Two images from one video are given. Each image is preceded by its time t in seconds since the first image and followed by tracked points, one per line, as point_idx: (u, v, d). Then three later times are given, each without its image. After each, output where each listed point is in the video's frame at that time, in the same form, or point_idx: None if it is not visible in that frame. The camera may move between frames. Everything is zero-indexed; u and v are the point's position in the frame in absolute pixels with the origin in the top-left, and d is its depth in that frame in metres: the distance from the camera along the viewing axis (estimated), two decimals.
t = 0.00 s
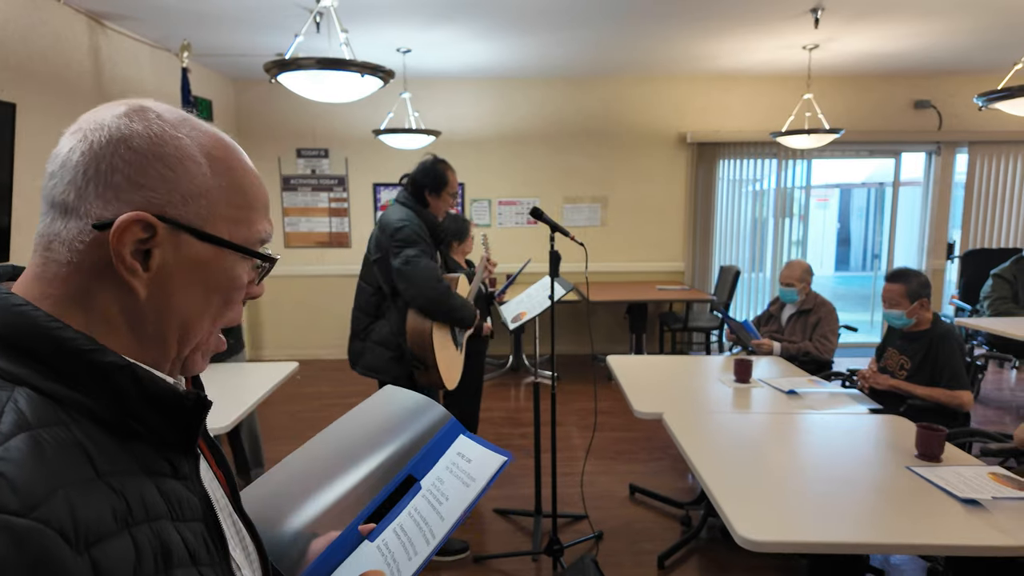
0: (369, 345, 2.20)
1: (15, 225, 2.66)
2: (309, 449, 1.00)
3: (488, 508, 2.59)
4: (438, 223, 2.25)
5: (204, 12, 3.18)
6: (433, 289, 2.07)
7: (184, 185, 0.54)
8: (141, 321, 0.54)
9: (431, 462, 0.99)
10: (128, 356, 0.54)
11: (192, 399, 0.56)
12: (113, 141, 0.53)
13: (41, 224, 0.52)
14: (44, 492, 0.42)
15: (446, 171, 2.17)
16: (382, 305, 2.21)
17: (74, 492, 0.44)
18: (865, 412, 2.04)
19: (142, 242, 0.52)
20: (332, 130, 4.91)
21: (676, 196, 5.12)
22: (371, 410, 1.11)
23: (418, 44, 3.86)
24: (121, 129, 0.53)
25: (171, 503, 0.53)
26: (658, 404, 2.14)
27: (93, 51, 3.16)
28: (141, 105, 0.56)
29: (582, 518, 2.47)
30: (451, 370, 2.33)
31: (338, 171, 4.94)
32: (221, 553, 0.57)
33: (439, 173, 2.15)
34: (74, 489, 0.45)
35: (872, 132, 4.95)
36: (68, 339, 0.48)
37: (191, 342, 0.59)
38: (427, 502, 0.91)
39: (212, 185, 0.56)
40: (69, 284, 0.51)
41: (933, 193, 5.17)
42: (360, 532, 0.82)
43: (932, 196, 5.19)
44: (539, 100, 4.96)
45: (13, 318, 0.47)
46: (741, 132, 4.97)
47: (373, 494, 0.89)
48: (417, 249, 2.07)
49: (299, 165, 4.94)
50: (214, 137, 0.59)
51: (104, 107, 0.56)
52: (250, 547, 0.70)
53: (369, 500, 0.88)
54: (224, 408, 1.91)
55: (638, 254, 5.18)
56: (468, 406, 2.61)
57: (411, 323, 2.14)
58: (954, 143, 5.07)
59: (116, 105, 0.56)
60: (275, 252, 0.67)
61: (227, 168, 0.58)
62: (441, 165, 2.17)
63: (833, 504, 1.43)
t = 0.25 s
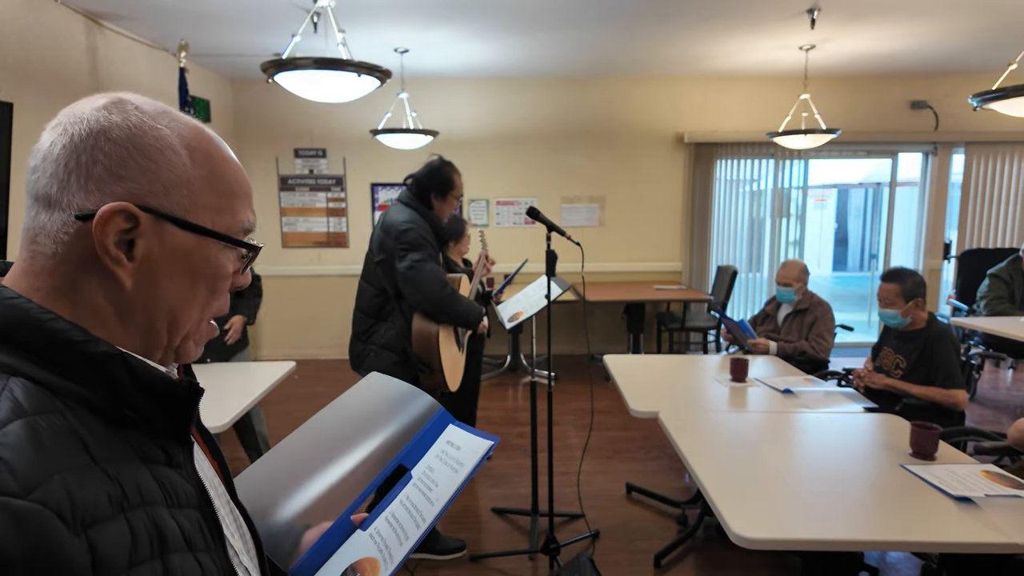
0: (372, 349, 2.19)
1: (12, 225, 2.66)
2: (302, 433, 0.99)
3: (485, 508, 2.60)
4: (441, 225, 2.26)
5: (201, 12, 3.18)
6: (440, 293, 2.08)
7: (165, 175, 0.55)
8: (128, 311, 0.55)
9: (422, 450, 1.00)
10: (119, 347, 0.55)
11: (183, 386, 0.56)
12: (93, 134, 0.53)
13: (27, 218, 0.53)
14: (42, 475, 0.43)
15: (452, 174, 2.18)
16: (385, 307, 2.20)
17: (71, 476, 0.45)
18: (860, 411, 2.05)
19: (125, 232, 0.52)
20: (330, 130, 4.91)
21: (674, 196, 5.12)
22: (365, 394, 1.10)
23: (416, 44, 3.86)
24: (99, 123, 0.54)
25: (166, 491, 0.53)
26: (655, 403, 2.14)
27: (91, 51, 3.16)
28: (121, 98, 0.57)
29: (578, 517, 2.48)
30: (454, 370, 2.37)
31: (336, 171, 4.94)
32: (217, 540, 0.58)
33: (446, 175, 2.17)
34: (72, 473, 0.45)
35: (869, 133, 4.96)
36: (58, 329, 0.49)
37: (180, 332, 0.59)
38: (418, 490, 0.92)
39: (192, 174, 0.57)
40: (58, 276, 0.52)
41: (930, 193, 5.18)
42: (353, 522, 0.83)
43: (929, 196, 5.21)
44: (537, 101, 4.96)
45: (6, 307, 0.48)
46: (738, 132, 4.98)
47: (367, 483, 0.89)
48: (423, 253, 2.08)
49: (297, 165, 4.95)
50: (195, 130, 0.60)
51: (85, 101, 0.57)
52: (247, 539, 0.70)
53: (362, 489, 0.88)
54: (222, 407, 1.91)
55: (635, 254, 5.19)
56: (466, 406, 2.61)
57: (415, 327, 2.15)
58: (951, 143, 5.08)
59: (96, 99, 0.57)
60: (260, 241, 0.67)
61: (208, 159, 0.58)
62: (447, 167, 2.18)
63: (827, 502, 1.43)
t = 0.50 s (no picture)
0: (371, 349, 2.19)
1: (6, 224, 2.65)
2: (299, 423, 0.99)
3: (481, 506, 2.60)
4: (440, 225, 2.27)
5: (197, 11, 3.17)
6: (442, 295, 2.09)
7: (154, 161, 0.55)
8: (120, 299, 0.55)
9: (419, 437, 0.99)
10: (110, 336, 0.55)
11: (175, 374, 0.56)
12: (84, 124, 0.54)
13: (22, 208, 0.53)
14: (32, 463, 0.43)
15: (451, 175, 2.19)
16: (384, 307, 2.20)
17: (63, 463, 0.45)
18: (854, 409, 2.06)
19: (118, 217, 0.53)
20: (326, 130, 4.91)
21: (670, 195, 5.14)
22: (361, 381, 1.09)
23: (412, 44, 3.86)
24: (89, 113, 0.54)
25: (161, 479, 0.53)
26: (650, 402, 2.15)
27: (85, 50, 3.15)
28: (110, 91, 0.58)
29: (574, 516, 2.48)
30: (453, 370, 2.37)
31: (332, 171, 4.93)
32: (214, 527, 0.58)
33: (445, 176, 2.17)
34: (64, 461, 0.45)
35: (864, 133, 4.98)
36: (49, 320, 0.49)
37: (173, 320, 0.59)
38: (414, 478, 0.91)
39: (181, 160, 0.57)
40: (52, 265, 0.52)
41: (924, 192, 5.21)
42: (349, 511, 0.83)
43: (923, 195, 5.23)
44: (533, 100, 4.97)
45: None
46: (733, 132, 5.00)
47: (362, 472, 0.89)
48: (423, 255, 2.09)
49: (293, 165, 4.94)
50: (183, 120, 0.60)
51: (76, 94, 0.57)
52: (243, 529, 0.71)
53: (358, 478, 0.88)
54: (218, 406, 1.91)
55: (631, 254, 5.20)
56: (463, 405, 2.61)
57: (416, 329, 2.15)
58: (945, 143, 5.11)
59: (87, 92, 0.57)
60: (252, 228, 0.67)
61: (196, 147, 0.59)
62: (445, 168, 2.18)
63: (822, 499, 1.45)
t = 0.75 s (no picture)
0: (365, 349, 2.18)
1: None
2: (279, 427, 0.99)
3: (474, 506, 2.60)
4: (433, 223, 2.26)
5: (187, 10, 3.16)
6: (435, 292, 2.09)
7: (149, 160, 0.55)
8: (111, 298, 0.54)
9: (400, 436, 1.00)
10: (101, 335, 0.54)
11: (165, 373, 0.56)
12: (80, 125, 0.54)
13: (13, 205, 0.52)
14: (22, 454, 0.43)
15: (444, 173, 2.17)
16: (378, 306, 2.19)
17: (53, 457, 0.45)
18: (844, 407, 2.07)
19: (111, 217, 0.52)
20: (319, 129, 4.89)
21: (662, 195, 5.15)
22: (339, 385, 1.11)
23: (404, 43, 3.85)
24: (87, 113, 0.54)
25: (147, 477, 0.53)
26: (642, 400, 2.15)
27: (75, 48, 3.13)
28: (108, 92, 0.58)
29: (567, 515, 2.48)
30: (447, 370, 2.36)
31: (324, 170, 4.92)
32: (198, 527, 0.58)
33: (438, 174, 2.16)
34: (54, 455, 0.45)
35: (855, 132, 5.01)
36: (41, 317, 0.48)
37: (162, 319, 0.59)
38: (394, 476, 0.91)
39: (177, 163, 0.57)
40: (44, 261, 0.51)
41: (915, 192, 5.25)
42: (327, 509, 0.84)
43: (914, 195, 5.27)
44: (526, 100, 4.97)
45: None
46: (725, 132, 5.02)
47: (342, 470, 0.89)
48: (415, 253, 2.09)
49: (285, 164, 4.92)
50: (180, 126, 0.59)
51: (73, 95, 0.57)
52: (226, 530, 0.71)
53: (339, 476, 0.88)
54: (209, 405, 1.91)
55: (624, 253, 5.21)
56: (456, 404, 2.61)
57: (410, 328, 2.14)
58: (935, 143, 5.15)
59: (86, 93, 0.57)
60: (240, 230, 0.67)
61: (191, 149, 0.58)
62: (437, 166, 2.17)
63: (813, 496, 1.45)
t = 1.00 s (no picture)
0: (355, 349, 2.17)
1: None
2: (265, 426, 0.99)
3: (465, 505, 2.60)
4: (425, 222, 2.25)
5: (175, 8, 3.13)
6: (427, 292, 2.10)
7: (127, 156, 0.55)
8: (87, 293, 0.54)
9: (388, 433, 1.01)
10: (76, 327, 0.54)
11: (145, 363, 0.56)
12: (56, 120, 0.53)
13: None
14: None
15: (436, 172, 2.17)
16: (369, 305, 2.18)
17: (26, 446, 0.44)
18: (832, 404, 2.09)
19: (86, 212, 0.52)
20: (309, 128, 4.87)
21: (653, 194, 5.17)
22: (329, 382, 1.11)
23: (394, 42, 3.84)
24: (62, 109, 0.54)
25: (125, 468, 0.52)
26: (632, 399, 2.16)
27: (61, 45, 3.09)
28: (86, 88, 0.57)
29: (557, 513, 2.49)
30: (438, 370, 2.35)
31: (314, 170, 4.89)
32: (180, 519, 0.57)
33: (429, 173, 2.16)
34: (27, 444, 0.45)
35: (842, 133, 5.06)
36: (15, 310, 0.48)
37: (141, 313, 0.58)
38: (383, 471, 0.93)
39: (155, 159, 0.57)
40: (18, 255, 0.51)
41: (901, 192, 5.30)
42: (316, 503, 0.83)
43: (900, 195, 5.33)
44: (517, 100, 4.97)
45: None
46: (714, 132, 5.05)
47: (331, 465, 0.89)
48: (408, 251, 2.08)
49: (275, 164, 4.89)
50: (159, 122, 0.59)
51: (51, 92, 0.57)
52: (213, 523, 0.71)
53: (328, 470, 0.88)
54: (198, 406, 1.89)
55: (615, 253, 5.23)
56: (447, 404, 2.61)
57: (401, 326, 2.13)
58: (921, 143, 5.20)
59: (63, 89, 0.57)
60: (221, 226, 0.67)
61: (170, 145, 0.58)
62: (428, 165, 2.16)
63: (802, 492, 1.46)
